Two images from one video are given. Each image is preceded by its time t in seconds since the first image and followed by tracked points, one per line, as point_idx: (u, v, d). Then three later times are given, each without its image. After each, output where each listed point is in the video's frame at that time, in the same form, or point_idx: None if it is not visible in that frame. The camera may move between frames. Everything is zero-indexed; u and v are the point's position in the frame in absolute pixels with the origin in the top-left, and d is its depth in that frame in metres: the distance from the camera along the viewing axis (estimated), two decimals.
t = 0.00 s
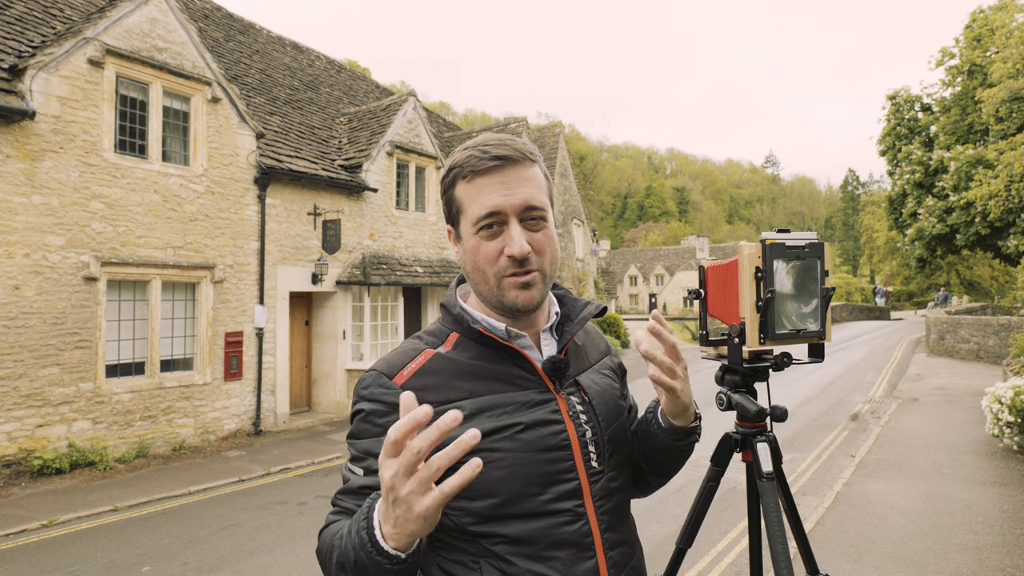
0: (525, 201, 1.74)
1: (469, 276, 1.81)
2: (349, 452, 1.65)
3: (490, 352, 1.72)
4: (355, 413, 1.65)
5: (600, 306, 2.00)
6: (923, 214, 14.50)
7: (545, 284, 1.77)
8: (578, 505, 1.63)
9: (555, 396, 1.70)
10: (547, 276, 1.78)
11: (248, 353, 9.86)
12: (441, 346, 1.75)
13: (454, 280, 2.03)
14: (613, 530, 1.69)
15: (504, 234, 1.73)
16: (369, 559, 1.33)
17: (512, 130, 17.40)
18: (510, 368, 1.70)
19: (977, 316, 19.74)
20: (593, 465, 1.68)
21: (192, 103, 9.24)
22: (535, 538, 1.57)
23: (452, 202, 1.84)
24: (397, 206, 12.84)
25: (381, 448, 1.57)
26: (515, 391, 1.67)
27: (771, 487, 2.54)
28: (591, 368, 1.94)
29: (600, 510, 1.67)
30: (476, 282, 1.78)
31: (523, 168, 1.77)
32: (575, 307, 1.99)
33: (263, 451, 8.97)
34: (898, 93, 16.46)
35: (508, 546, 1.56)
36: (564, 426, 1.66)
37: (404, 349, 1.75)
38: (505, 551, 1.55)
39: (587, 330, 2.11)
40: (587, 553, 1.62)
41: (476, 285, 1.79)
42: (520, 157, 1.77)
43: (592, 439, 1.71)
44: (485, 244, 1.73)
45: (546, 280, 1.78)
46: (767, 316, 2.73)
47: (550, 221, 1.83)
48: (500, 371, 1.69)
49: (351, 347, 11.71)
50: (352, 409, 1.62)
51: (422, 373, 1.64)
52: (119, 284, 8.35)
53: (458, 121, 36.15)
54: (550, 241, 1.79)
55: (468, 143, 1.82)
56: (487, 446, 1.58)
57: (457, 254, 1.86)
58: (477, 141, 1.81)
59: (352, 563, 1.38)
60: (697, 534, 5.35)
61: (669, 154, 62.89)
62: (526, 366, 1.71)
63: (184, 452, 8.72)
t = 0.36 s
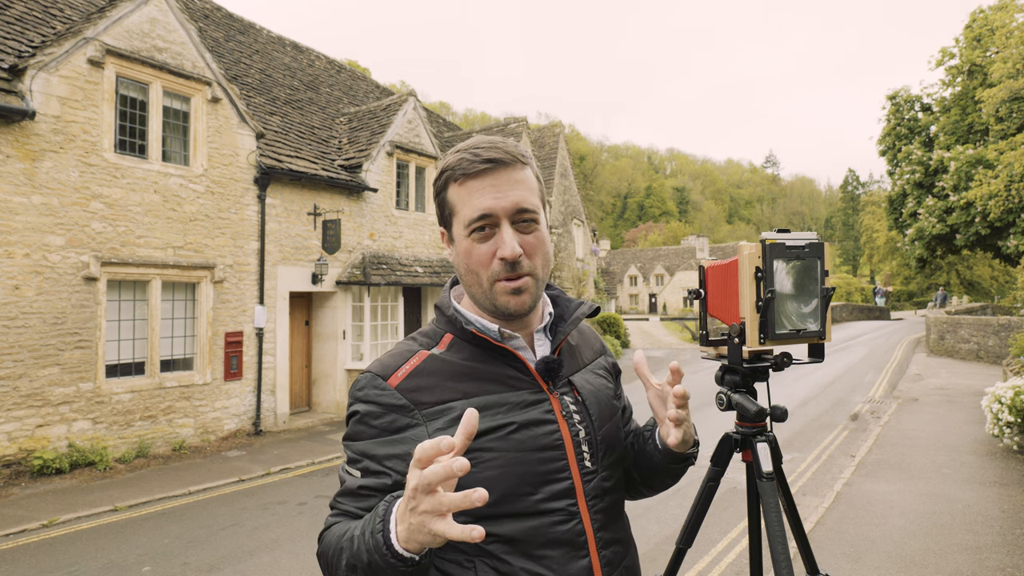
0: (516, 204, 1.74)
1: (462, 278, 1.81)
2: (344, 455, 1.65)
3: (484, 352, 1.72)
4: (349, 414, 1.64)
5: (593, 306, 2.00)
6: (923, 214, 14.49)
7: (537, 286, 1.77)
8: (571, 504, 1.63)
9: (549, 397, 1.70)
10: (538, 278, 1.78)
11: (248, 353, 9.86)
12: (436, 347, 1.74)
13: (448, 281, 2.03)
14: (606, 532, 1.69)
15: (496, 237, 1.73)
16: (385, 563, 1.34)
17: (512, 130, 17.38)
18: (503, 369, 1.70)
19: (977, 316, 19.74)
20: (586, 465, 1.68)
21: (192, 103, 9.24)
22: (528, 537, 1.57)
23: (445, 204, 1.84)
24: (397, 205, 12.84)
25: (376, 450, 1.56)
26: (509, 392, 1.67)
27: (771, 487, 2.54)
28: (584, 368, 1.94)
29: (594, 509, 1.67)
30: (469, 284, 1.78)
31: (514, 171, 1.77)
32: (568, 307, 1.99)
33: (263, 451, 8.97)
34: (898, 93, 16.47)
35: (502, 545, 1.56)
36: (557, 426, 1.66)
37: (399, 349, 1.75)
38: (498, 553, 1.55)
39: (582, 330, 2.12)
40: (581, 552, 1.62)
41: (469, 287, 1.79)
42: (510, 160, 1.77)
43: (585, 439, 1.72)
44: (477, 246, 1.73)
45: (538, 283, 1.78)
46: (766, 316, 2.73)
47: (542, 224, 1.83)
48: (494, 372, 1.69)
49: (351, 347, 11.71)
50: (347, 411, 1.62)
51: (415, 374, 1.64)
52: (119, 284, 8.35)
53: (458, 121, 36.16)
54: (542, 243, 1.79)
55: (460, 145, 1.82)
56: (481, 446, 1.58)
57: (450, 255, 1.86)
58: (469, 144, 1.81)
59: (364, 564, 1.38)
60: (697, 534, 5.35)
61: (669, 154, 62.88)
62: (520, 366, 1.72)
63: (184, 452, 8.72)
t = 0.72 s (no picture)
0: (527, 204, 1.74)
1: (468, 276, 1.80)
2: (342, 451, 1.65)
3: (483, 351, 1.72)
4: (348, 412, 1.64)
5: (592, 307, 2.00)
6: (923, 214, 14.49)
7: (543, 286, 1.78)
8: (568, 503, 1.63)
9: (546, 396, 1.70)
10: (544, 278, 1.78)
11: (248, 353, 9.86)
12: (435, 346, 1.74)
13: (449, 280, 2.03)
14: (603, 530, 1.69)
15: (506, 235, 1.73)
16: (383, 561, 1.34)
17: (512, 130, 17.33)
18: (501, 368, 1.70)
19: (977, 316, 19.74)
20: (583, 464, 1.68)
21: (192, 103, 9.24)
22: (525, 535, 1.57)
23: (452, 201, 1.83)
24: (397, 206, 12.84)
25: (374, 447, 1.56)
26: (507, 391, 1.67)
27: (771, 487, 2.54)
28: (582, 368, 1.94)
29: (591, 508, 1.67)
30: (475, 282, 1.78)
31: (525, 172, 1.78)
32: (567, 308, 1.99)
33: (263, 451, 8.97)
34: (898, 93, 16.47)
35: (499, 544, 1.56)
36: (555, 425, 1.66)
37: (398, 347, 1.75)
38: (495, 550, 1.55)
39: (579, 331, 2.12)
40: (577, 551, 1.62)
41: (474, 285, 1.78)
42: (522, 161, 1.78)
43: (582, 438, 1.72)
44: (486, 243, 1.72)
45: (543, 282, 1.79)
46: (766, 316, 2.73)
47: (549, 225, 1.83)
48: (492, 370, 1.69)
49: (351, 347, 11.71)
50: (346, 408, 1.62)
51: (415, 372, 1.64)
52: (119, 284, 8.35)
53: (458, 121, 36.16)
54: (549, 244, 1.80)
55: (471, 143, 1.82)
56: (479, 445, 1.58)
57: (455, 253, 1.85)
58: (481, 143, 1.80)
59: (363, 562, 1.39)
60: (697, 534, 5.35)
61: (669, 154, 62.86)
62: (518, 365, 1.72)
63: (184, 452, 8.72)
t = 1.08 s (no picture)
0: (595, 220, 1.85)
1: (530, 271, 1.72)
2: (335, 454, 1.65)
3: (477, 351, 1.71)
4: (341, 413, 1.64)
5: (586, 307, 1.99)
6: (924, 214, 14.50)
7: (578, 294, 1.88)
8: (563, 502, 1.64)
9: (539, 395, 1.70)
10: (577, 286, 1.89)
11: (248, 353, 9.86)
12: (428, 345, 1.73)
13: (441, 281, 2.01)
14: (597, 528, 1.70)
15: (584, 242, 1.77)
16: None
17: (512, 130, 17.26)
18: (495, 368, 1.69)
19: (977, 316, 19.75)
20: (577, 463, 1.69)
21: (192, 103, 9.23)
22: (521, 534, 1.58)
23: (534, 193, 1.72)
24: (397, 205, 12.84)
25: (370, 449, 1.56)
26: (501, 391, 1.66)
27: (771, 487, 2.54)
28: (573, 368, 1.95)
29: (585, 507, 1.68)
30: (538, 278, 1.72)
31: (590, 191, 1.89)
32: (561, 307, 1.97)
33: (263, 451, 8.97)
34: (898, 94, 16.48)
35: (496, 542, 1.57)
36: (548, 425, 1.66)
37: (391, 347, 1.74)
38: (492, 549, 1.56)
39: (570, 331, 2.12)
40: (573, 549, 1.63)
41: (537, 281, 1.72)
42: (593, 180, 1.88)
43: (576, 437, 1.72)
44: (571, 245, 1.71)
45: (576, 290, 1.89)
46: (767, 316, 2.74)
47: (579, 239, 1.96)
48: (487, 370, 1.68)
49: (351, 347, 11.71)
50: (338, 410, 1.61)
51: (409, 373, 1.63)
52: (119, 284, 8.36)
53: (458, 121, 36.17)
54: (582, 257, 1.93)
55: (558, 146, 1.80)
56: (474, 445, 1.58)
57: (518, 245, 1.73)
58: (568, 150, 1.81)
59: None
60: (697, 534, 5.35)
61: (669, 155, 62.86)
62: (511, 365, 1.71)
63: (184, 452, 8.72)
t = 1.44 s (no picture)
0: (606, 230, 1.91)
1: (550, 273, 1.74)
2: (346, 446, 1.56)
3: (496, 346, 1.71)
4: (355, 402, 1.56)
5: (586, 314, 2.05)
6: (923, 214, 14.50)
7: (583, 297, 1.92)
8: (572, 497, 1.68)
9: (550, 393, 1.73)
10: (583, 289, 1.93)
11: (248, 353, 9.86)
12: (446, 338, 1.71)
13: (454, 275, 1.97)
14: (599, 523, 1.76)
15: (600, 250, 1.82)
16: None
17: (512, 130, 17.26)
18: (513, 364, 1.70)
19: (977, 316, 19.75)
20: (583, 460, 1.74)
21: (192, 103, 9.23)
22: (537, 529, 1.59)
23: (563, 198, 1.74)
24: (397, 205, 12.84)
25: (392, 440, 1.51)
26: (519, 387, 1.67)
27: (771, 487, 2.54)
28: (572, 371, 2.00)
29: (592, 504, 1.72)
30: (556, 280, 1.75)
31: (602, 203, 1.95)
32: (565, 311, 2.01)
33: (263, 451, 8.97)
34: (898, 94, 16.49)
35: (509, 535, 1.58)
36: (558, 423, 1.69)
37: (407, 337, 1.70)
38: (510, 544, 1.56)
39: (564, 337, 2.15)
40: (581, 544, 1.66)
41: (556, 283, 1.75)
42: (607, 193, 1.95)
43: (582, 436, 1.77)
44: (590, 252, 1.76)
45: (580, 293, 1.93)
46: (767, 316, 2.73)
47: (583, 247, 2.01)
48: (506, 366, 1.69)
49: (351, 348, 11.70)
50: (356, 398, 1.54)
51: (431, 363, 1.61)
52: (119, 284, 8.35)
53: (459, 121, 36.17)
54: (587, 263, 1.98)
55: (584, 157, 1.84)
56: (496, 438, 1.58)
57: (542, 247, 1.73)
58: (591, 162, 1.86)
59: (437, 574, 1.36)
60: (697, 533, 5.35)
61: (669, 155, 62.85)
62: (527, 362, 1.72)
63: (184, 452, 8.72)
